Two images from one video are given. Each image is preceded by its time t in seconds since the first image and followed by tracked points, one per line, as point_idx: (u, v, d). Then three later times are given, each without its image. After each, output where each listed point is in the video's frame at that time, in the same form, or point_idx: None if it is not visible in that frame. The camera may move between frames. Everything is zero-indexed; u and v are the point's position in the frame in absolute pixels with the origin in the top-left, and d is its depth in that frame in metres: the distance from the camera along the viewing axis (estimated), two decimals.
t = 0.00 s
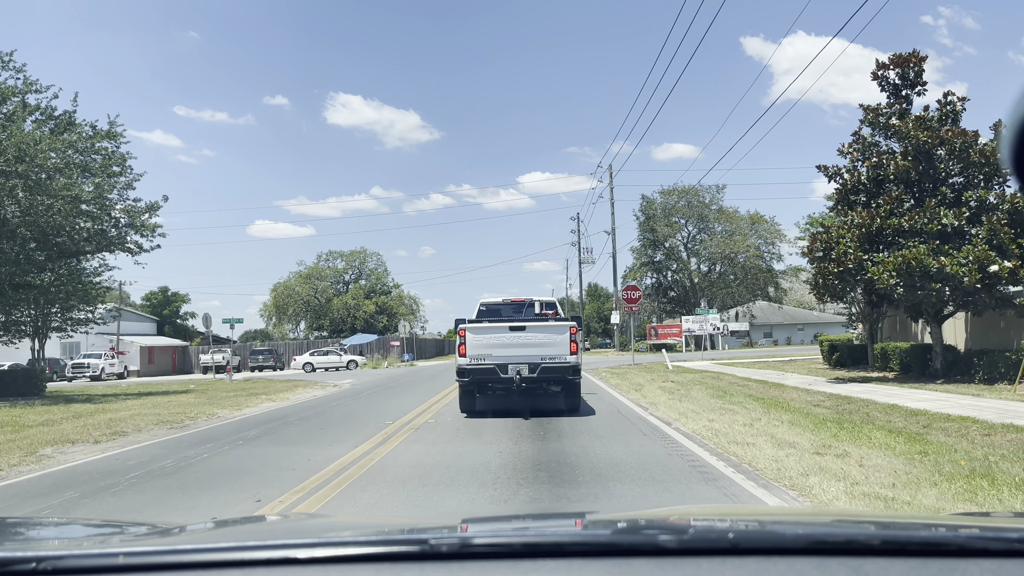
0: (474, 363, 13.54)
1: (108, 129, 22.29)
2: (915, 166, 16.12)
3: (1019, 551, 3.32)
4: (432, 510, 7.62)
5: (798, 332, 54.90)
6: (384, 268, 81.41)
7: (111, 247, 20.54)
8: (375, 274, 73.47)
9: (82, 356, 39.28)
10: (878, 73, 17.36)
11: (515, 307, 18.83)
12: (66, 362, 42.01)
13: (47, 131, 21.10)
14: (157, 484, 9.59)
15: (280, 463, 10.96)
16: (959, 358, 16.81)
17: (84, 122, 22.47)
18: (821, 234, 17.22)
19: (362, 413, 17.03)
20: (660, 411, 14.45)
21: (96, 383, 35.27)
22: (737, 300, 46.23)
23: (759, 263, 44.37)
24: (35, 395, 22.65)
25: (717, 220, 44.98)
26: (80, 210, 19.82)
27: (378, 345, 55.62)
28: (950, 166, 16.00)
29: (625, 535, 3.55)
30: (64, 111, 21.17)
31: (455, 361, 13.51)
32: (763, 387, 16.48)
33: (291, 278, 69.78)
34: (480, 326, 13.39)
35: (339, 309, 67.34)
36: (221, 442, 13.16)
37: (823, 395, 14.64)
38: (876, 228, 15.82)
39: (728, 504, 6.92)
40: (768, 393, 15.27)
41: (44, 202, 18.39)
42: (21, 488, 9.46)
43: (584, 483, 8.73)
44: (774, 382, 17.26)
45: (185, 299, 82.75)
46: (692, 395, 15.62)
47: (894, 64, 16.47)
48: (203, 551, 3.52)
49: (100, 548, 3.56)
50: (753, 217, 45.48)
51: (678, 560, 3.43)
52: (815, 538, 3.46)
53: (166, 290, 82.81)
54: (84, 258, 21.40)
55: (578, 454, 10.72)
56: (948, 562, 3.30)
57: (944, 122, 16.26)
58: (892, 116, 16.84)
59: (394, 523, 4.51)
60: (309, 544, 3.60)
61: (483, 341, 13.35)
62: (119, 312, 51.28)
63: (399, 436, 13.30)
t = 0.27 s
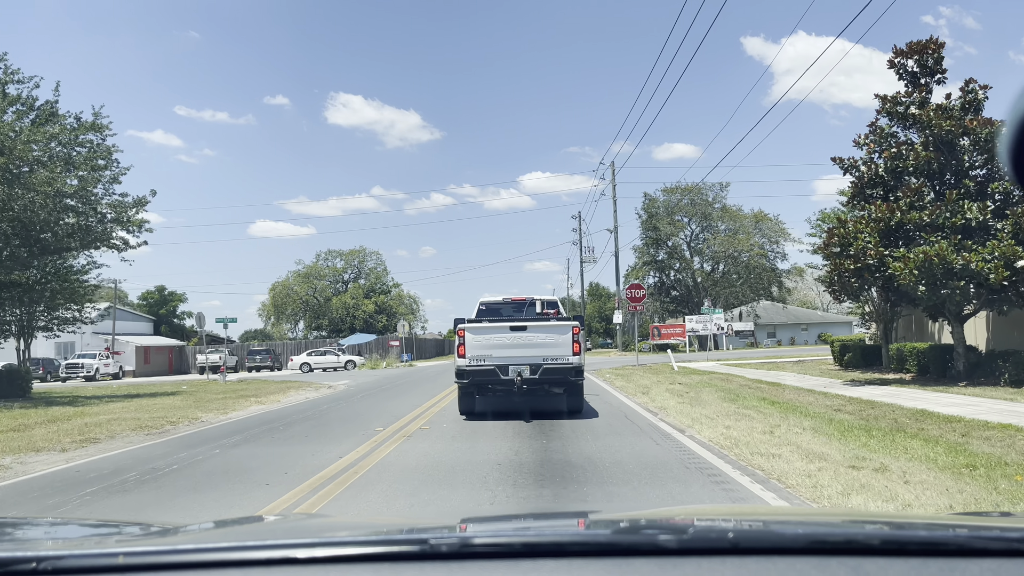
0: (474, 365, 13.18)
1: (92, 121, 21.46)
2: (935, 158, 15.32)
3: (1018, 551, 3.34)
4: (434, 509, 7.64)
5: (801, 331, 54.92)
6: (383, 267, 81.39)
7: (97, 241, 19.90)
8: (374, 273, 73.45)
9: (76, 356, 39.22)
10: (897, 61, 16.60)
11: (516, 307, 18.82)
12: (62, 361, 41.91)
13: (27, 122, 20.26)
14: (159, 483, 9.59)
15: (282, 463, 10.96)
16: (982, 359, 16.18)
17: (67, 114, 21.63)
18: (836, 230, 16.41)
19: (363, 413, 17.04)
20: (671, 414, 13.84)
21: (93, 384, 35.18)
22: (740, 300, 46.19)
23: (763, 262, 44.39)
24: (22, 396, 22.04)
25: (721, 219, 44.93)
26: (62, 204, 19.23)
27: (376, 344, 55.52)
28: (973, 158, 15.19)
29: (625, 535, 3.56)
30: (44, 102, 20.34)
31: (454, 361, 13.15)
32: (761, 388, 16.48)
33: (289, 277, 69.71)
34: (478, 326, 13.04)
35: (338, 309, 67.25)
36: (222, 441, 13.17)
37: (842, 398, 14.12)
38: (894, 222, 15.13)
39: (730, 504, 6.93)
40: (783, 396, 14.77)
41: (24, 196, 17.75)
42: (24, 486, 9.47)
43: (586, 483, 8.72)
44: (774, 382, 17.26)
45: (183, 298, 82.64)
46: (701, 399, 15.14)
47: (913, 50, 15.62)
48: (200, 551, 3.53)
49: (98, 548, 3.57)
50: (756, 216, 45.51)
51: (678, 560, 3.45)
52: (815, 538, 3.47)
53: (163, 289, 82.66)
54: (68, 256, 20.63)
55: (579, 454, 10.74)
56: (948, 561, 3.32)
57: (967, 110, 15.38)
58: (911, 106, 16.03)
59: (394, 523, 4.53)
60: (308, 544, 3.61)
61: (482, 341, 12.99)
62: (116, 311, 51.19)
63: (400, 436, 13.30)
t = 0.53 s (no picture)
0: (473, 366, 13.02)
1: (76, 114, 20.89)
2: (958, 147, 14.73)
3: (1021, 552, 3.24)
4: (434, 510, 7.56)
5: (805, 331, 54.82)
6: (383, 266, 81.31)
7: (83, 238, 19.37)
8: (372, 272, 73.36)
9: (70, 356, 39.07)
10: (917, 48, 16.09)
11: (516, 306, 18.74)
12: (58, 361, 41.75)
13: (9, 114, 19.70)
14: (157, 485, 9.52)
15: (281, 464, 10.90)
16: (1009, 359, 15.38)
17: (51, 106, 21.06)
18: (853, 225, 15.93)
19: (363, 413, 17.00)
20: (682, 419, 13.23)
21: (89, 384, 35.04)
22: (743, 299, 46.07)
23: (766, 261, 44.29)
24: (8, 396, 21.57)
25: (724, 217, 44.87)
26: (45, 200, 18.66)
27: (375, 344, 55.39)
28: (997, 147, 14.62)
29: (625, 535, 3.47)
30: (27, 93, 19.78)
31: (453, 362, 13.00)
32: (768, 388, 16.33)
33: (288, 276, 69.63)
34: (477, 326, 12.88)
35: (336, 308, 67.17)
36: (222, 443, 13.11)
37: (864, 401, 13.57)
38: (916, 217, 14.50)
39: (731, 506, 6.87)
40: (798, 399, 14.25)
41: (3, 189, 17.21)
42: (20, 490, 9.40)
43: (587, 484, 8.64)
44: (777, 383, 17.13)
45: (180, 298, 82.47)
46: (712, 402, 14.64)
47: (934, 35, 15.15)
48: (200, 552, 3.43)
49: (98, 549, 3.48)
50: (760, 214, 45.56)
51: (678, 561, 3.35)
52: (817, 538, 3.38)
53: (159, 288, 82.45)
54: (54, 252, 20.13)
55: (580, 454, 10.66)
56: (949, 563, 3.22)
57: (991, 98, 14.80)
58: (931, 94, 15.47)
59: (393, 524, 4.43)
60: (308, 544, 3.52)
61: (482, 341, 12.84)
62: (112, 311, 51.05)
63: (400, 436, 13.24)
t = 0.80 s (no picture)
0: (472, 366, 12.96)
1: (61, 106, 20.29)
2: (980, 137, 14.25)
3: (1022, 553, 3.19)
4: (434, 510, 7.55)
5: (808, 331, 54.80)
6: (382, 265, 81.25)
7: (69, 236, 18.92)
8: (372, 271, 73.29)
9: (63, 356, 38.98)
10: (936, 35, 15.66)
11: (517, 306, 18.72)
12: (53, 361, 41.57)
13: None
14: (156, 484, 9.50)
15: (281, 464, 10.88)
16: None
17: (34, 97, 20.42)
18: (869, 220, 15.39)
19: (364, 414, 16.99)
20: (693, 423, 12.68)
21: (84, 385, 34.97)
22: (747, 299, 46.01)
23: (770, 260, 44.19)
24: None
25: (727, 216, 44.81)
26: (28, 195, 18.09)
27: (374, 343, 55.29)
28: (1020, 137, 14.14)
29: (625, 536, 3.41)
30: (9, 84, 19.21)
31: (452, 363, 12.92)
32: (775, 388, 16.25)
33: (287, 275, 69.53)
34: (477, 326, 12.82)
35: (336, 307, 67.07)
36: (222, 443, 13.11)
37: (887, 406, 12.95)
38: (938, 210, 13.98)
39: (734, 506, 6.87)
40: (814, 403, 13.70)
41: None
42: (20, 489, 9.38)
43: (589, 485, 8.63)
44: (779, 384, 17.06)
45: (178, 297, 82.26)
46: (724, 405, 14.16)
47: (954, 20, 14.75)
48: (204, 553, 3.38)
49: (102, 549, 3.43)
50: (764, 213, 45.54)
51: (679, 563, 3.30)
52: (817, 539, 3.33)
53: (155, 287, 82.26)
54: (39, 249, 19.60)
55: (581, 456, 10.63)
56: (950, 564, 3.17)
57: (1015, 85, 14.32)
58: (952, 82, 15.00)
59: (393, 524, 4.39)
60: (308, 545, 3.46)
61: (483, 341, 12.78)
62: (108, 310, 50.92)
63: (401, 437, 13.22)
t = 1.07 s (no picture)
0: (473, 366, 12.94)
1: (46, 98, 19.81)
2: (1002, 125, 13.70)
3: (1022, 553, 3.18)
4: (435, 510, 7.54)
5: (812, 331, 54.84)
6: (382, 264, 81.24)
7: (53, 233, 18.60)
8: (371, 270, 73.28)
9: (58, 355, 38.96)
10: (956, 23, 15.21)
11: (517, 306, 18.72)
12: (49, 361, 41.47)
13: None
14: (156, 485, 9.50)
15: (281, 464, 10.86)
16: None
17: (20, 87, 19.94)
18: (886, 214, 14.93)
19: (365, 414, 16.99)
20: (703, 427, 12.11)
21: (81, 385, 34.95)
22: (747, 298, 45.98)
23: (774, 258, 44.13)
24: None
25: (730, 214, 44.79)
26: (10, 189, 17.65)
27: (373, 343, 55.25)
28: None
29: (625, 537, 3.41)
30: None
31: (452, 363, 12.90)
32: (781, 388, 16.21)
33: (286, 274, 69.53)
34: (476, 326, 12.81)
35: (335, 306, 67.04)
36: (222, 443, 13.09)
37: (908, 411, 12.38)
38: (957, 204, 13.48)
39: (735, 505, 6.85)
40: (828, 406, 13.17)
41: None
42: (19, 489, 9.38)
43: (589, 484, 8.61)
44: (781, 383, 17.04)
45: (175, 296, 82.15)
46: (734, 407, 13.67)
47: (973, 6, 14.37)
48: (201, 552, 3.37)
49: (96, 550, 3.42)
50: (767, 210, 45.56)
51: (679, 563, 3.29)
52: (817, 539, 3.32)
53: (152, 286, 82.25)
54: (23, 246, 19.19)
55: (582, 455, 10.61)
56: (951, 564, 3.16)
57: None
58: (972, 70, 14.57)
59: (392, 524, 4.38)
60: (307, 545, 3.45)
61: (483, 342, 12.77)
62: (105, 309, 50.88)
63: (402, 436, 13.20)
